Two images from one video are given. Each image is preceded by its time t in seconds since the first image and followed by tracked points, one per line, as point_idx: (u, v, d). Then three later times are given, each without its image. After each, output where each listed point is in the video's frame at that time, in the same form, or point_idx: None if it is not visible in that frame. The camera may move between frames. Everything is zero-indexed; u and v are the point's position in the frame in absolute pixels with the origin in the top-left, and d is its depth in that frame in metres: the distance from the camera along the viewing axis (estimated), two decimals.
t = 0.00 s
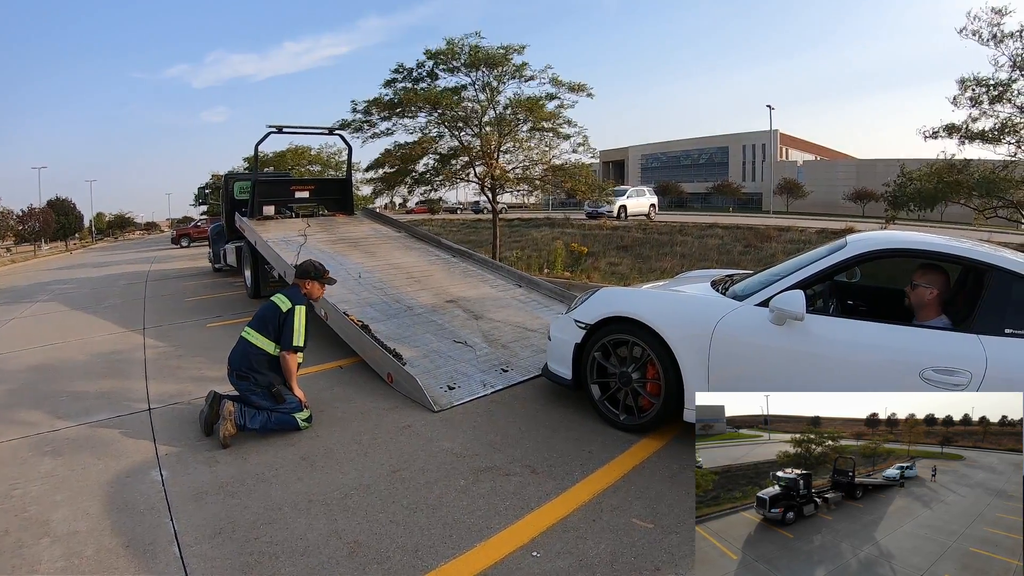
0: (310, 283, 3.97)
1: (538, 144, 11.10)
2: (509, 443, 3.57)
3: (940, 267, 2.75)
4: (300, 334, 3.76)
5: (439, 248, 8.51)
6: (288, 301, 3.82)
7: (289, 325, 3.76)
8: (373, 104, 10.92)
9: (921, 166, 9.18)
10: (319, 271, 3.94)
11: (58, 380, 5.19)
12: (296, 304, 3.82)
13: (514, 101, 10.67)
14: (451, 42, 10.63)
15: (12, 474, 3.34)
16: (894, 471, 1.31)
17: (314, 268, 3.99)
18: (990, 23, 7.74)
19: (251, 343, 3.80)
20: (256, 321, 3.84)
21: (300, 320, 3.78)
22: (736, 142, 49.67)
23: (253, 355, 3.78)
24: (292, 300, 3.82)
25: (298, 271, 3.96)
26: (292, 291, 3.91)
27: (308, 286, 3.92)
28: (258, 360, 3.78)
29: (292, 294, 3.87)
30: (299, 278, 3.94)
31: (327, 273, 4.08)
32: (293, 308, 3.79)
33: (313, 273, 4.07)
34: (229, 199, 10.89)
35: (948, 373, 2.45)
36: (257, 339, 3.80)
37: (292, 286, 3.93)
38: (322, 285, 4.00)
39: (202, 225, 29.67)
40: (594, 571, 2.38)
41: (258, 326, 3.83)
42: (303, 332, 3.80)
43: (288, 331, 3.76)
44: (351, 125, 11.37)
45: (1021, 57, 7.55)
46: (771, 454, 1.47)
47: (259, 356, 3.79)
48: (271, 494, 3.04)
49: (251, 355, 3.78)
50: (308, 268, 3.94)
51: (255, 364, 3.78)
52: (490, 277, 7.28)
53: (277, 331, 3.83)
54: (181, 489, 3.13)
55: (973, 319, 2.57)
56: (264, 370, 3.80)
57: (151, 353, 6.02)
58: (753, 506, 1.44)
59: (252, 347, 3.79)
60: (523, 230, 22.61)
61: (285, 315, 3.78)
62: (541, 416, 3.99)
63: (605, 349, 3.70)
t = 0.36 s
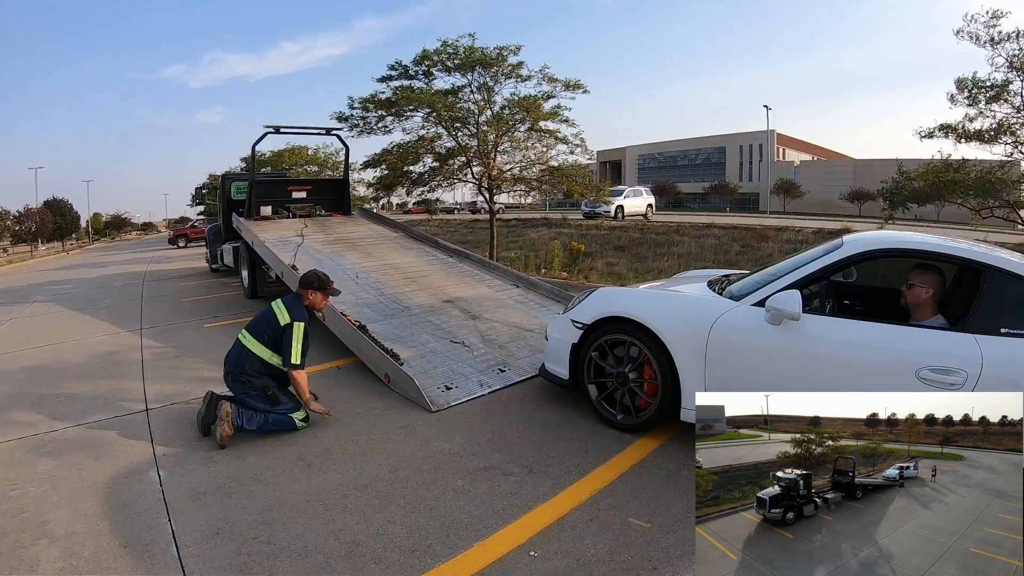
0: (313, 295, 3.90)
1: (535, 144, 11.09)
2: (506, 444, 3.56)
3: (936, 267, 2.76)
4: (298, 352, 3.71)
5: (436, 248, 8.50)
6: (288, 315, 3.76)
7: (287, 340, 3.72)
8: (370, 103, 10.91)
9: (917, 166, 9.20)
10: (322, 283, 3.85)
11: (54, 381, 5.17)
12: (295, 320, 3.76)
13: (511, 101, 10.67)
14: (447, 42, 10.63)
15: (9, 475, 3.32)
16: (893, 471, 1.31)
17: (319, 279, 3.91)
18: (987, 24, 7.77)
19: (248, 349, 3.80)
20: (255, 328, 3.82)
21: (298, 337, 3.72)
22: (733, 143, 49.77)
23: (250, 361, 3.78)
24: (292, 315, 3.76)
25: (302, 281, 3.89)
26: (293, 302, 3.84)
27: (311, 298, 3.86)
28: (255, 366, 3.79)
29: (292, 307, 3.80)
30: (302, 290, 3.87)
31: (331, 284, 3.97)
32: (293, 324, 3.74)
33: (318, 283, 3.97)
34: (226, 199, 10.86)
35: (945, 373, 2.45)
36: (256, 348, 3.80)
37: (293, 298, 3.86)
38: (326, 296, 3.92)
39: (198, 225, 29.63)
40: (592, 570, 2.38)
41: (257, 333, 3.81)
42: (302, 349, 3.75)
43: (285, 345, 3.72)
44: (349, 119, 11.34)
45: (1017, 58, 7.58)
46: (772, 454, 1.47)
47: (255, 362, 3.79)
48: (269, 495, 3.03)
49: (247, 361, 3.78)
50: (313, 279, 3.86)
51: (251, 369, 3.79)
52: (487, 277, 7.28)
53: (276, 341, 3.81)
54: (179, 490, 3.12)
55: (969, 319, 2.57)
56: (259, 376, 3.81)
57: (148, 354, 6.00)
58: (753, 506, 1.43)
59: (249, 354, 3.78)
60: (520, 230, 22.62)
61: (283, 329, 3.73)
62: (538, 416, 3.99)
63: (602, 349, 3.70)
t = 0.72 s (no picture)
0: (324, 314, 3.87)
1: (532, 145, 11.09)
2: (504, 443, 3.56)
3: (933, 267, 2.76)
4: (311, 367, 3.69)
5: (433, 248, 8.50)
6: (304, 328, 3.76)
7: (302, 351, 3.70)
8: (365, 105, 10.92)
9: (914, 165, 9.23)
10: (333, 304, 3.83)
11: (50, 381, 5.15)
12: (311, 333, 3.76)
13: (507, 101, 10.66)
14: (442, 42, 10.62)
15: (5, 476, 3.31)
16: (893, 471, 1.32)
17: (330, 300, 3.90)
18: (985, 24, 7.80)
19: (255, 351, 3.74)
20: (267, 332, 3.79)
21: (313, 351, 3.72)
22: (730, 142, 49.87)
23: (255, 363, 3.73)
24: (308, 328, 3.76)
25: (315, 301, 3.87)
26: (307, 317, 3.84)
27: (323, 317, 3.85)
28: (258, 367, 3.74)
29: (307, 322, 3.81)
30: (316, 307, 3.85)
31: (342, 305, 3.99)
32: (309, 337, 3.73)
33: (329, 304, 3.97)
34: (222, 198, 10.83)
35: (942, 372, 2.45)
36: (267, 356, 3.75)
37: (309, 313, 3.84)
38: (337, 317, 3.92)
39: (196, 225, 29.61)
40: (590, 570, 2.38)
41: (268, 337, 3.77)
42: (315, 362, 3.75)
43: (299, 357, 3.70)
44: (346, 119, 11.32)
45: (1014, 58, 7.61)
46: (772, 454, 1.47)
47: (259, 364, 3.74)
48: (266, 495, 3.03)
49: (252, 362, 3.72)
50: (325, 301, 3.85)
51: (255, 371, 3.73)
52: (484, 277, 7.28)
53: (285, 349, 3.78)
54: (176, 490, 3.11)
55: (966, 319, 2.58)
56: (260, 379, 3.75)
57: (145, 354, 5.99)
58: (752, 506, 1.43)
59: (256, 356, 3.73)
60: (517, 230, 22.63)
61: (298, 340, 3.72)
62: (535, 416, 3.98)
63: (600, 348, 3.71)
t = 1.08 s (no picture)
0: (333, 317, 3.88)
1: (530, 145, 11.09)
2: (502, 444, 3.56)
3: (932, 267, 2.77)
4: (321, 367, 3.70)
5: (431, 248, 8.50)
6: (316, 329, 3.79)
7: (313, 350, 3.72)
8: (363, 105, 10.91)
9: (912, 165, 9.25)
10: (341, 306, 3.82)
11: (47, 382, 5.13)
12: (323, 334, 3.80)
13: (505, 102, 10.66)
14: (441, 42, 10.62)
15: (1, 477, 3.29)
16: (893, 471, 1.32)
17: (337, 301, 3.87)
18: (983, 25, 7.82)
19: (263, 348, 3.73)
20: (278, 330, 3.79)
21: (324, 352, 3.74)
22: (729, 143, 49.93)
23: (261, 359, 3.71)
24: (319, 330, 3.80)
25: (321, 302, 3.86)
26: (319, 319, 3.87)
27: (332, 318, 3.86)
28: (263, 364, 3.71)
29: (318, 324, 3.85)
30: (325, 307, 3.85)
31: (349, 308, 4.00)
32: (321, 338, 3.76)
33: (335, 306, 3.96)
34: (220, 198, 10.80)
35: (940, 372, 2.46)
36: (277, 354, 3.75)
37: (320, 314, 3.87)
38: (344, 319, 3.91)
39: (194, 225, 29.60)
40: (588, 570, 2.38)
41: (278, 335, 3.78)
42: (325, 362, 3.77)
43: (311, 356, 3.71)
44: (344, 122, 11.32)
45: (1012, 59, 7.63)
46: (772, 454, 1.47)
47: (265, 361, 3.72)
48: (265, 496, 3.02)
49: (258, 358, 3.70)
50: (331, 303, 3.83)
51: (260, 367, 3.71)
52: (482, 277, 7.28)
53: (294, 348, 3.78)
54: (174, 492, 3.10)
55: (965, 319, 2.58)
56: (264, 376, 3.73)
57: (143, 354, 5.98)
58: (753, 506, 1.43)
59: (263, 352, 3.72)
60: (516, 230, 22.62)
61: (310, 339, 3.74)
62: (533, 416, 3.99)
63: (598, 349, 3.71)
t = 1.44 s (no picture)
0: (340, 316, 3.87)
1: (529, 144, 11.08)
2: (501, 445, 3.56)
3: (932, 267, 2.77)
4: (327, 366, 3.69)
5: (430, 248, 8.49)
6: (324, 328, 3.78)
7: (320, 349, 3.71)
8: (362, 101, 10.87)
9: (911, 164, 9.26)
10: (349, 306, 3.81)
11: (46, 382, 5.13)
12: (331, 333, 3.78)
13: (505, 101, 10.66)
14: (441, 40, 10.61)
15: None
16: (893, 471, 1.32)
17: (347, 301, 3.88)
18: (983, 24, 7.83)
19: (271, 342, 3.74)
20: (287, 326, 3.79)
21: (331, 351, 3.73)
22: (727, 142, 49.96)
23: (268, 354, 3.71)
24: (327, 329, 3.79)
25: (329, 301, 3.85)
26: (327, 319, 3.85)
27: (340, 317, 3.85)
28: (270, 359, 3.71)
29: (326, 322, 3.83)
30: (335, 306, 3.85)
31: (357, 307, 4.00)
32: (329, 338, 3.76)
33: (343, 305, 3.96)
34: (219, 198, 10.79)
35: (940, 372, 2.46)
36: (284, 351, 3.74)
37: (329, 313, 3.86)
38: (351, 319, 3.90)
39: (193, 225, 29.57)
40: (587, 571, 2.38)
41: (287, 331, 3.78)
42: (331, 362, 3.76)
43: (318, 355, 3.70)
44: (343, 120, 11.30)
45: (1012, 58, 7.63)
46: (772, 454, 1.47)
47: (272, 356, 3.72)
48: (263, 497, 3.01)
49: (265, 352, 3.70)
50: (339, 302, 3.82)
51: (267, 362, 3.71)
52: (481, 277, 7.28)
53: (302, 346, 3.78)
54: (172, 493, 3.10)
55: (967, 318, 2.59)
56: (270, 370, 3.72)
57: (141, 354, 5.97)
58: (753, 506, 1.44)
59: (270, 347, 3.72)
60: (514, 230, 22.63)
61: (318, 338, 3.73)
62: (533, 416, 3.98)
63: (598, 349, 3.71)
